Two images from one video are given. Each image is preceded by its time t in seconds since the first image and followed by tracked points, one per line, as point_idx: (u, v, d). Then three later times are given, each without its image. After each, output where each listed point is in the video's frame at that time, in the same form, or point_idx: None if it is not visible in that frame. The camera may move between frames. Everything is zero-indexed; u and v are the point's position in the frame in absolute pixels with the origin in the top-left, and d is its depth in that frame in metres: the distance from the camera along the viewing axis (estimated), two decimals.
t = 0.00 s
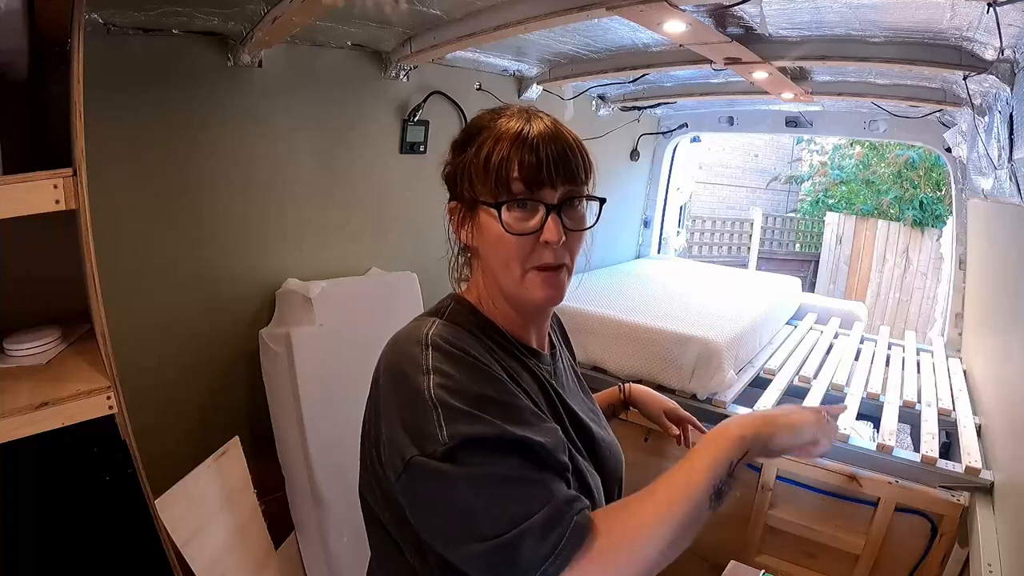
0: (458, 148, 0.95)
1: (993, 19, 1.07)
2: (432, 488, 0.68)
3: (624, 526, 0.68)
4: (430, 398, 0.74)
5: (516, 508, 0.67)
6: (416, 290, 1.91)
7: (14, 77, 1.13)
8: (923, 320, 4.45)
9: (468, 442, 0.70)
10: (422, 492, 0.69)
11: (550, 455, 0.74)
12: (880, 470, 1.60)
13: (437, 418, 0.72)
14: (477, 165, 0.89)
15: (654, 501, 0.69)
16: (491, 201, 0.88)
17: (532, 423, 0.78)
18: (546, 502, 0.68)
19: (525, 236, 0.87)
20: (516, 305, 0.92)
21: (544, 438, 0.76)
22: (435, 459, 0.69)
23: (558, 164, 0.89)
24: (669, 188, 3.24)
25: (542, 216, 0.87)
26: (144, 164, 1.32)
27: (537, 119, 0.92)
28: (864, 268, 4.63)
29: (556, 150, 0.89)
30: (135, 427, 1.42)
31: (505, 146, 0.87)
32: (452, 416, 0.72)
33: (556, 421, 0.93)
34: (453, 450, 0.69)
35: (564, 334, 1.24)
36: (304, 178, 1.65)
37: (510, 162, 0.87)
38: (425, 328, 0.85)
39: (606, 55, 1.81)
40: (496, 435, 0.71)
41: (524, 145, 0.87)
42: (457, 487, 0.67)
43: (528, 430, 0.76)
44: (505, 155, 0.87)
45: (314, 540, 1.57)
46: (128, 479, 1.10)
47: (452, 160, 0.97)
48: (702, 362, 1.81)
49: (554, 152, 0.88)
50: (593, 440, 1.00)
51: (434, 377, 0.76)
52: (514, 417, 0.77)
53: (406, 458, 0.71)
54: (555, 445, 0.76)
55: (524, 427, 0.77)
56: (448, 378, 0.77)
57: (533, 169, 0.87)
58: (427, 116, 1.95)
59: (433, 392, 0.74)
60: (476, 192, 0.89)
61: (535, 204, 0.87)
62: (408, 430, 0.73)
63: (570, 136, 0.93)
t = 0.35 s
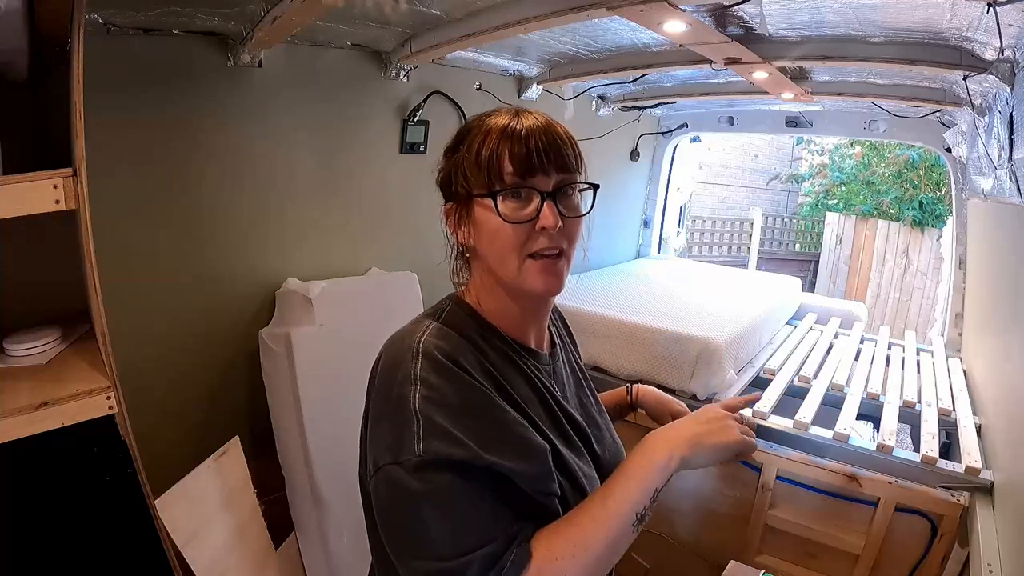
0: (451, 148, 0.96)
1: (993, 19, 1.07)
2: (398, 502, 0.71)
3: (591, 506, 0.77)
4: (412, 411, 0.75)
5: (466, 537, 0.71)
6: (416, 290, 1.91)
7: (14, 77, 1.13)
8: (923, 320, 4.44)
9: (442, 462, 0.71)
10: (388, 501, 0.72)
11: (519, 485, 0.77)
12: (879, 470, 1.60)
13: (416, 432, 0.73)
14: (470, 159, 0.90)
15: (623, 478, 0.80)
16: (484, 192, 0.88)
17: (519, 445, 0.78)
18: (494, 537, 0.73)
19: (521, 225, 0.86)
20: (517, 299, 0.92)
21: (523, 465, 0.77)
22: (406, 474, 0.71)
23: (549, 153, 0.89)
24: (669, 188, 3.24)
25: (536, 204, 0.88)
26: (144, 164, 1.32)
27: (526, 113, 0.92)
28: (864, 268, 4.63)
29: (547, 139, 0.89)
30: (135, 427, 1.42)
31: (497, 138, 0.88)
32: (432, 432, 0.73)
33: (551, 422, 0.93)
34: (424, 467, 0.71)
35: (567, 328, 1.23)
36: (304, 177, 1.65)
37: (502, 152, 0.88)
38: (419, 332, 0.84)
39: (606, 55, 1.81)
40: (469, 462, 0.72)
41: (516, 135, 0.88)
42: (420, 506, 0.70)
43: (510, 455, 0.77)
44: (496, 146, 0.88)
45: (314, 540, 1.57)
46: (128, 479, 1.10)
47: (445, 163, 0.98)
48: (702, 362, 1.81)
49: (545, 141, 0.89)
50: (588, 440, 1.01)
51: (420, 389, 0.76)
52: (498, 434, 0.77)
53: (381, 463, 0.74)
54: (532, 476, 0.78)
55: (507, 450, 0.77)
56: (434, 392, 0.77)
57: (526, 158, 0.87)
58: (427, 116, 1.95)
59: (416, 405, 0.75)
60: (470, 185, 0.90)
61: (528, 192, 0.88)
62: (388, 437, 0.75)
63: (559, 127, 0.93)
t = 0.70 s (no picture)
0: (487, 130, 0.88)
1: (993, 19, 1.07)
2: (394, 506, 0.72)
3: (571, 505, 0.74)
4: (407, 415, 0.75)
5: (463, 538, 0.72)
6: (416, 290, 1.92)
7: (14, 78, 1.13)
8: (923, 320, 4.44)
9: (438, 464, 0.72)
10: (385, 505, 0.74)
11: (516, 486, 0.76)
12: (879, 470, 1.60)
13: (410, 435, 0.74)
14: (546, 150, 0.86)
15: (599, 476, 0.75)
16: (559, 188, 0.88)
17: (514, 445, 0.77)
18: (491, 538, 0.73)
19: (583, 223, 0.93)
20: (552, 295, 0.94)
21: (518, 466, 0.76)
22: (401, 477, 0.72)
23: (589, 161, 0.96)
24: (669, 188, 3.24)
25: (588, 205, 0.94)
26: (144, 165, 1.32)
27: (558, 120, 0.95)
28: (864, 268, 4.63)
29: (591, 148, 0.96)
30: (135, 427, 1.42)
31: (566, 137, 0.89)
32: (427, 435, 0.74)
33: (544, 417, 0.93)
34: (419, 470, 0.72)
35: (559, 324, 1.23)
36: (303, 177, 1.65)
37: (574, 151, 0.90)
38: (411, 334, 0.84)
39: (606, 55, 1.81)
40: (463, 464, 0.72)
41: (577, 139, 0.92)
42: (415, 509, 0.71)
43: (505, 456, 0.76)
44: (571, 146, 0.89)
45: (314, 540, 1.57)
46: (128, 479, 1.10)
47: (470, 143, 0.88)
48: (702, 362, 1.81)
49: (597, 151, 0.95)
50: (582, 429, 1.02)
51: (414, 392, 0.77)
52: (494, 434, 0.77)
53: (376, 468, 0.75)
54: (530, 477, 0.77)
55: (503, 449, 0.76)
56: (427, 394, 0.77)
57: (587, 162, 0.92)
58: (427, 116, 1.95)
59: (411, 408, 0.75)
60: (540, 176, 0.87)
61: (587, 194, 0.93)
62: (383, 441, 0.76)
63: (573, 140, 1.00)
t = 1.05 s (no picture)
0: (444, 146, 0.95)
1: (993, 19, 1.07)
2: (393, 499, 0.72)
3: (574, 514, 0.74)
4: (414, 406, 0.75)
5: (460, 536, 0.71)
6: (416, 290, 1.92)
7: (14, 78, 1.13)
8: (923, 320, 4.44)
9: (442, 458, 0.71)
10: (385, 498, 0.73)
11: (520, 485, 0.75)
12: (880, 470, 1.60)
13: (416, 426, 0.74)
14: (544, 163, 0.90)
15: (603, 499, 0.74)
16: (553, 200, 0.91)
17: (521, 440, 0.77)
18: (486, 536, 0.73)
19: (507, 224, 0.87)
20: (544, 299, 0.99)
21: (523, 462, 0.75)
22: (406, 469, 0.72)
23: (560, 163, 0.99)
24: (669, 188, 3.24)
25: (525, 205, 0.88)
26: (144, 164, 1.32)
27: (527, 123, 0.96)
28: (864, 268, 4.63)
29: (543, 148, 0.90)
30: (134, 427, 1.42)
31: (491, 142, 0.87)
32: (432, 426, 0.73)
33: (550, 415, 0.93)
34: (422, 462, 0.71)
35: (555, 324, 1.24)
36: (303, 177, 1.65)
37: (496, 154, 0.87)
38: (420, 329, 0.84)
39: (606, 55, 1.81)
40: (467, 459, 0.72)
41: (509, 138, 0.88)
42: (414, 502, 0.71)
43: (510, 451, 0.75)
44: (532, 156, 0.88)
45: (314, 540, 1.57)
46: (128, 479, 1.10)
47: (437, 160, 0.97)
48: (702, 362, 1.81)
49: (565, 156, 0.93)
50: (586, 429, 1.01)
51: (422, 385, 0.77)
52: (500, 428, 0.77)
53: (379, 459, 0.75)
54: (535, 475, 0.76)
55: (508, 446, 0.76)
56: (435, 387, 0.77)
57: (516, 164, 0.88)
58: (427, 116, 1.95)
59: (418, 400, 0.76)
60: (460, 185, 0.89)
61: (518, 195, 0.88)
62: (388, 435, 0.76)
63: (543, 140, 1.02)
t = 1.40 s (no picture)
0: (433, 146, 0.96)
1: (992, 19, 1.07)
2: (362, 496, 0.72)
3: (545, 518, 0.73)
4: (383, 406, 0.75)
5: (423, 538, 0.71)
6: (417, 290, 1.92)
7: (14, 77, 1.13)
8: (923, 320, 4.44)
9: (406, 459, 0.71)
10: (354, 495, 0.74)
11: (485, 491, 0.75)
12: (880, 470, 1.60)
13: (384, 425, 0.74)
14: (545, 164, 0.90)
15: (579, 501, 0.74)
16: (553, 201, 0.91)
17: (490, 448, 0.77)
18: (451, 539, 0.72)
19: (510, 229, 0.86)
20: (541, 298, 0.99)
21: (488, 468, 0.75)
22: (373, 468, 0.72)
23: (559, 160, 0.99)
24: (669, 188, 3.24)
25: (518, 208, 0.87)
26: (144, 165, 1.32)
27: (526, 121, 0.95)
28: (864, 268, 4.63)
29: (543, 149, 0.90)
30: (134, 427, 1.42)
31: (495, 142, 0.87)
32: (400, 427, 0.73)
33: (533, 417, 0.93)
34: (388, 463, 0.71)
35: (555, 326, 1.24)
36: (303, 177, 1.64)
37: (486, 155, 0.87)
38: (399, 329, 0.85)
39: (607, 55, 1.81)
40: (430, 462, 0.72)
41: (505, 140, 0.87)
42: (381, 501, 0.71)
43: (477, 457, 0.75)
44: (533, 157, 0.88)
45: (314, 540, 1.57)
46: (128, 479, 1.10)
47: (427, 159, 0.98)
48: (702, 362, 1.81)
49: (561, 152, 0.93)
50: (573, 431, 1.01)
51: (393, 385, 0.77)
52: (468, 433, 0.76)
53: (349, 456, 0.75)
54: (501, 481, 0.76)
55: (477, 452, 0.76)
56: (406, 388, 0.77)
57: (515, 166, 0.87)
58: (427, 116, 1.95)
59: (388, 400, 0.75)
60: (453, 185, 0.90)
61: (517, 197, 0.87)
62: (359, 433, 0.76)
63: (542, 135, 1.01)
